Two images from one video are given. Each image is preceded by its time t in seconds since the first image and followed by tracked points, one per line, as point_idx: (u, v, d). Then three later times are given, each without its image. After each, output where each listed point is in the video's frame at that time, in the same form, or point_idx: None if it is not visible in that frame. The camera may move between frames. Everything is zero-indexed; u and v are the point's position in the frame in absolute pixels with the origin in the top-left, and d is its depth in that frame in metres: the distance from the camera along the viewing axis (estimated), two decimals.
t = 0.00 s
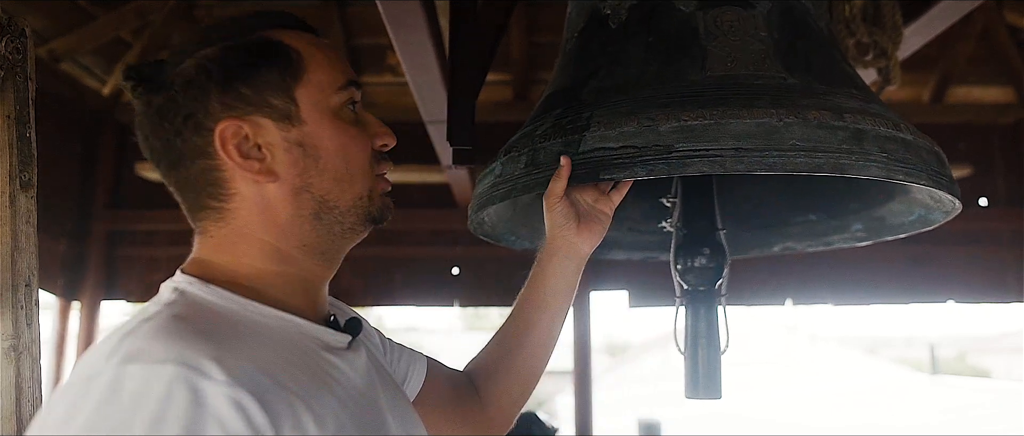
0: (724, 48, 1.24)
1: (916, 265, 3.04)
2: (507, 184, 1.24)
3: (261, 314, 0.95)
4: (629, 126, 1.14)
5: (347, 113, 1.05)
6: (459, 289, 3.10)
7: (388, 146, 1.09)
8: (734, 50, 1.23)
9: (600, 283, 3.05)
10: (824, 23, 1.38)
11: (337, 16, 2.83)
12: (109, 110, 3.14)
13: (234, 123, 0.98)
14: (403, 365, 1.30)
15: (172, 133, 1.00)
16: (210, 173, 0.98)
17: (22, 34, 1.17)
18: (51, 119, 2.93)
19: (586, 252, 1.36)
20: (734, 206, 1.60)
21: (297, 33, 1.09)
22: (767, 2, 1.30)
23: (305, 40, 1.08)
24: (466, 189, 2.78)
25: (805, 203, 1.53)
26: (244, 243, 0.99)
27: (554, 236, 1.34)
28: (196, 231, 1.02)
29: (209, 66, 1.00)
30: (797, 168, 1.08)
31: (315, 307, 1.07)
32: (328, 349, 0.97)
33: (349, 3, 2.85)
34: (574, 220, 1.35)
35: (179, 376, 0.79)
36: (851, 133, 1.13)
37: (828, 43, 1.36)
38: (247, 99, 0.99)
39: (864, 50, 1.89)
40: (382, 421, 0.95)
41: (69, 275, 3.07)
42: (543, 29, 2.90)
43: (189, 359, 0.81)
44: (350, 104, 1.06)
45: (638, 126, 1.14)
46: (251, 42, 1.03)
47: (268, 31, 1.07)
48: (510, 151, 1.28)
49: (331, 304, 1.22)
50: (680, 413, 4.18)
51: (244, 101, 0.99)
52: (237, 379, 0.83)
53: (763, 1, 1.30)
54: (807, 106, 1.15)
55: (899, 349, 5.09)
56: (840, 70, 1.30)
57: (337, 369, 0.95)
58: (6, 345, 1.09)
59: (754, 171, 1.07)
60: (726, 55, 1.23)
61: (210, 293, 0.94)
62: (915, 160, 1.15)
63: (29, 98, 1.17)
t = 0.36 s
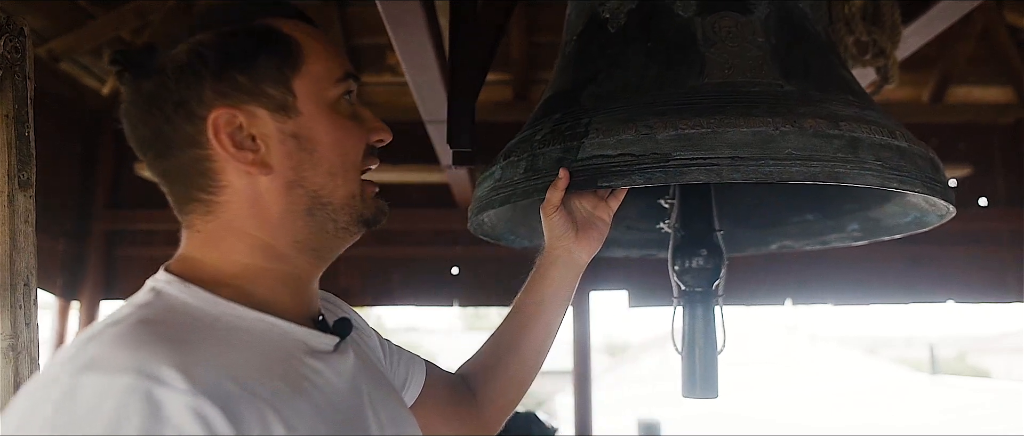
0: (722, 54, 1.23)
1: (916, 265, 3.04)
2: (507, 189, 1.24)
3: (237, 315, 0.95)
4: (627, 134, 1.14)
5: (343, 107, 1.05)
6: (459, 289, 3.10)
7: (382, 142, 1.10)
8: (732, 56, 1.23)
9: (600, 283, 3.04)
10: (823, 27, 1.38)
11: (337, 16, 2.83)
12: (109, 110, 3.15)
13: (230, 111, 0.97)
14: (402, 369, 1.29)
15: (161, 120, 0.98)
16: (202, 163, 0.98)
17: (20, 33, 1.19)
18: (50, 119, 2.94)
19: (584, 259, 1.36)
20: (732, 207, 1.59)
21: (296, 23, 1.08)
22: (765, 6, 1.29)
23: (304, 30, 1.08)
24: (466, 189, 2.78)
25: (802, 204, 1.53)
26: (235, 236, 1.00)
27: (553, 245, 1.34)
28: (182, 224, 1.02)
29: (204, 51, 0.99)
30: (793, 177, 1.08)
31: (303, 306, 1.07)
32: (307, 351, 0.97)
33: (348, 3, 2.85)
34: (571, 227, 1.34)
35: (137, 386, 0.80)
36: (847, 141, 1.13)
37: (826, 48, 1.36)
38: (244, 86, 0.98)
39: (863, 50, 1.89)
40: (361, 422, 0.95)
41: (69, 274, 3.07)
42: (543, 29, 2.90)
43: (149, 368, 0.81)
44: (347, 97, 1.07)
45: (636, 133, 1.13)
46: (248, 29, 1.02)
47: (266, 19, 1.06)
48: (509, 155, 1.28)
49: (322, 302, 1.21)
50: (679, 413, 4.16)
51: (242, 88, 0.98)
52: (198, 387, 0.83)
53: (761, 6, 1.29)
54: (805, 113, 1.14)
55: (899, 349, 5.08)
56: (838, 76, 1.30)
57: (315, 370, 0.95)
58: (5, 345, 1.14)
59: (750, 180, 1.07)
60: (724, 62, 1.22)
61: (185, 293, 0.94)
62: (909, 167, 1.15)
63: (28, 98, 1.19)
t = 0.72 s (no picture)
0: (722, 52, 1.23)
1: (915, 265, 3.04)
2: (507, 187, 1.24)
3: (204, 316, 0.95)
4: (627, 131, 1.14)
5: (316, 99, 1.05)
6: (459, 289, 3.10)
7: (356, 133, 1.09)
8: (732, 54, 1.23)
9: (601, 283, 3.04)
10: (823, 26, 1.38)
11: (337, 16, 2.83)
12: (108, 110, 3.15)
13: (196, 108, 0.97)
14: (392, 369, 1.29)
15: (125, 117, 0.99)
16: (168, 162, 0.98)
17: (20, 34, 1.18)
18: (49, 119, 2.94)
19: (585, 257, 1.36)
20: (731, 206, 1.60)
21: (267, 17, 1.09)
22: (765, 4, 1.29)
23: (274, 22, 1.08)
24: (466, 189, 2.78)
25: (802, 204, 1.53)
26: (204, 233, 0.99)
27: (553, 240, 1.34)
28: (153, 224, 1.02)
29: (166, 46, 1.00)
30: (794, 173, 1.07)
31: (280, 305, 1.07)
32: (278, 352, 0.97)
33: (348, 3, 2.85)
34: (572, 223, 1.33)
35: (89, 393, 0.79)
36: (848, 138, 1.13)
37: (828, 47, 1.35)
38: (209, 81, 0.98)
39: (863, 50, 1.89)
40: (333, 422, 0.95)
41: (69, 275, 3.07)
42: (543, 29, 2.91)
43: (103, 373, 0.81)
44: (319, 88, 1.06)
45: (636, 131, 1.13)
46: (215, 25, 1.03)
47: (236, 15, 1.07)
48: (509, 154, 1.28)
49: (301, 304, 1.20)
50: (680, 414, 4.15)
51: (206, 84, 0.98)
52: (152, 392, 0.83)
53: (762, 4, 1.29)
54: (806, 111, 1.14)
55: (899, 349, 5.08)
56: (838, 74, 1.30)
57: (285, 371, 0.95)
58: (4, 345, 1.14)
59: (751, 177, 1.06)
60: (725, 60, 1.22)
61: (152, 293, 0.95)
62: (911, 164, 1.15)
63: (27, 98, 1.19)
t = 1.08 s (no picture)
0: (723, 42, 1.24)
1: (915, 265, 3.04)
2: (507, 180, 1.24)
3: (216, 309, 0.95)
4: (628, 120, 1.14)
5: (319, 100, 1.06)
6: (459, 289, 3.10)
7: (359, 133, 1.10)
8: (733, 44, 1.23)
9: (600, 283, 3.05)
10: (824, 21, 1.38)
11: (336, 16, 2.83)
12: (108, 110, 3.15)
13: (204, 113, 0.97)
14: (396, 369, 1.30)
15: (133, 123, 0.98)
16: (175, 166, 0.98)
17: (19, 34, 1.19)
18: (48, 119, 2.94)
19: (589, 246, 1.35)
20: (735, 206, 1.59)
21: (266, 18, 1.09)
22: None
23: (273, 24, 1.08)
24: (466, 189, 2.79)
25: (806, 205, 1.53)
26: (213, 233, 0.99)
27: (555, 230, 1.33)
28: (160, 225, 1.02)
29: (170, 50, 0.98)
30: (798, 160, 1.08)
31: (286, 303, 1.08)
32: (288, 347, 0.97)
33: (348, 3, 2.85)
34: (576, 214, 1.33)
35: (104, 378, 0.79)
36: (854, 125, 1.13)
37: (829, 40, 1.36)
38: (215, 85, 0.98)
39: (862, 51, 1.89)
40: (339, 418, 0.94)
41: (68, 275, 3.07)
42: (543, 29, 2.92)
43: (118, 358, 0.81)
44: (321, 89, 1.07)
45: (637, 119, 1.14)
46: (219, 28, 1.03)
47: (237, 15, 1.07)
48: (508, 147, 1.28)
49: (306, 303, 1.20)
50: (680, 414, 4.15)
51: (211, 88, 0.98)
52: (166, 379, 0.82)
53: None
54: (809, 99, 1.14)
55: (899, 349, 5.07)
56: (840, 66, 1.30)
57: (294, 367, 0.95)
58: (3, 346, 1.14)
59: (755, 163, 1.06)
60: (726, 49, 1.23)
61: (166, 288, 0.95)
62: (917, 153, 1.15)
63: (26, 99, 1.19)
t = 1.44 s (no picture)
0: (724, 40, 1.24)
1: (915, 265, 3.04)
2: (507, 178, 1.24)
3: (233, 313, 0.93)
4: (629, 118, 1.14)
5: (329, 101, 1.05)
6: (459, 289, 3.10)
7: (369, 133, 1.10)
8: (733, 43, 1.23)
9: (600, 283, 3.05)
10: (824, 19, 1.38)
11: (336, 16, 2.83)
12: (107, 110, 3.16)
13: (217, 113, 0.96)
14: (397, 368, 1.31)
15: (145, 122, 0.97)
16: (187, 165, 0.96)
17: (19, 34, 1.19)
18: (47, 119, 2.95)
19: (582, 244, 1.35)
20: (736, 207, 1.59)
21: (276, 18, 1.07)
22: None
23: (283, 24, 1.07)
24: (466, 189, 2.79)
25: (807, 204, 1.53)
26: (228, 233, 0.99)
27: (548, 228, 1.33)
28: (171, 223, 1.01)
29: (184, 49, 0.98)
30: (801, 157, 1.08)
31: (297, 301, 1.07)
32: (303, 349, 0.96)
33: (348, 4, 2.86)
34: (569, 212, 1.33)
35: (137, 381, 0.78)
36: (854, 123, 1.13)
37: (829, 39, 1.36)
38: (226, 85, 0.97)
39: (863, 51, 1.89)
40: (356, 419, 0.94)
41: (68, 275, 3.07)
42: (543, 29, 2.92)
43: (149, 361, 0.80)
44: (332, 90, 1.06)
45: (637, 117, 1.14)
46: (230, 28, 1.01)
47: (247, 15, 1.05)
48: (508, 145, 1.28)
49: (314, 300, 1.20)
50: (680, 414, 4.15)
51: (224, 88, 0.97)
52: (198, 382, 0.81)
53: None
54: (810, 97, 1.14)
55: (898, 349, 5.06)
56: (841, 65, 1.30)
57: (311, 369, 0.94)
58: (3, 345, 1.14)
59: (755, 161, 1.06)
60: (727, 48, 1.23)
61: (183, 291, 0.93)
62: (919, 152, 1.15)
63: (27, 99, 1.19)
